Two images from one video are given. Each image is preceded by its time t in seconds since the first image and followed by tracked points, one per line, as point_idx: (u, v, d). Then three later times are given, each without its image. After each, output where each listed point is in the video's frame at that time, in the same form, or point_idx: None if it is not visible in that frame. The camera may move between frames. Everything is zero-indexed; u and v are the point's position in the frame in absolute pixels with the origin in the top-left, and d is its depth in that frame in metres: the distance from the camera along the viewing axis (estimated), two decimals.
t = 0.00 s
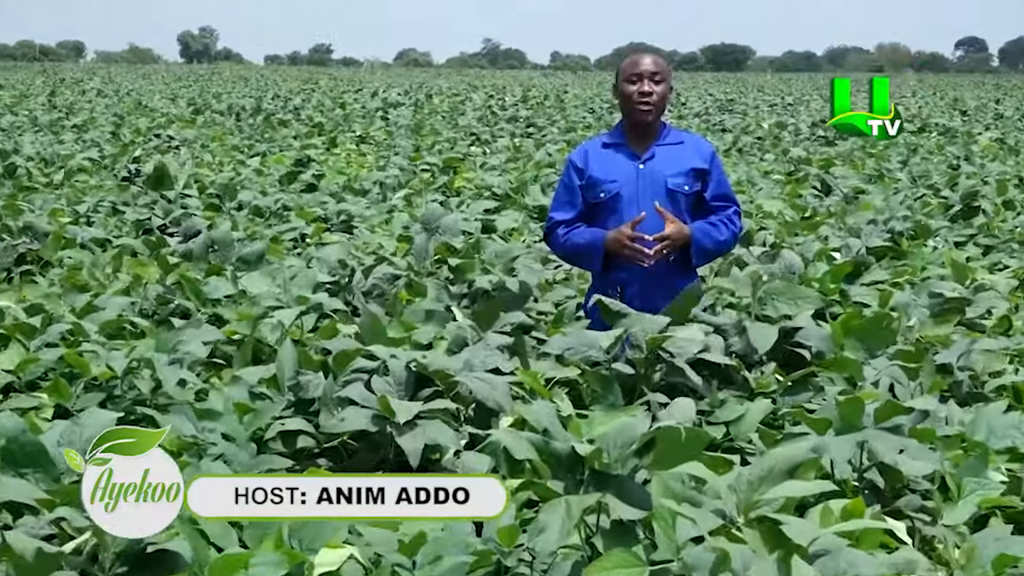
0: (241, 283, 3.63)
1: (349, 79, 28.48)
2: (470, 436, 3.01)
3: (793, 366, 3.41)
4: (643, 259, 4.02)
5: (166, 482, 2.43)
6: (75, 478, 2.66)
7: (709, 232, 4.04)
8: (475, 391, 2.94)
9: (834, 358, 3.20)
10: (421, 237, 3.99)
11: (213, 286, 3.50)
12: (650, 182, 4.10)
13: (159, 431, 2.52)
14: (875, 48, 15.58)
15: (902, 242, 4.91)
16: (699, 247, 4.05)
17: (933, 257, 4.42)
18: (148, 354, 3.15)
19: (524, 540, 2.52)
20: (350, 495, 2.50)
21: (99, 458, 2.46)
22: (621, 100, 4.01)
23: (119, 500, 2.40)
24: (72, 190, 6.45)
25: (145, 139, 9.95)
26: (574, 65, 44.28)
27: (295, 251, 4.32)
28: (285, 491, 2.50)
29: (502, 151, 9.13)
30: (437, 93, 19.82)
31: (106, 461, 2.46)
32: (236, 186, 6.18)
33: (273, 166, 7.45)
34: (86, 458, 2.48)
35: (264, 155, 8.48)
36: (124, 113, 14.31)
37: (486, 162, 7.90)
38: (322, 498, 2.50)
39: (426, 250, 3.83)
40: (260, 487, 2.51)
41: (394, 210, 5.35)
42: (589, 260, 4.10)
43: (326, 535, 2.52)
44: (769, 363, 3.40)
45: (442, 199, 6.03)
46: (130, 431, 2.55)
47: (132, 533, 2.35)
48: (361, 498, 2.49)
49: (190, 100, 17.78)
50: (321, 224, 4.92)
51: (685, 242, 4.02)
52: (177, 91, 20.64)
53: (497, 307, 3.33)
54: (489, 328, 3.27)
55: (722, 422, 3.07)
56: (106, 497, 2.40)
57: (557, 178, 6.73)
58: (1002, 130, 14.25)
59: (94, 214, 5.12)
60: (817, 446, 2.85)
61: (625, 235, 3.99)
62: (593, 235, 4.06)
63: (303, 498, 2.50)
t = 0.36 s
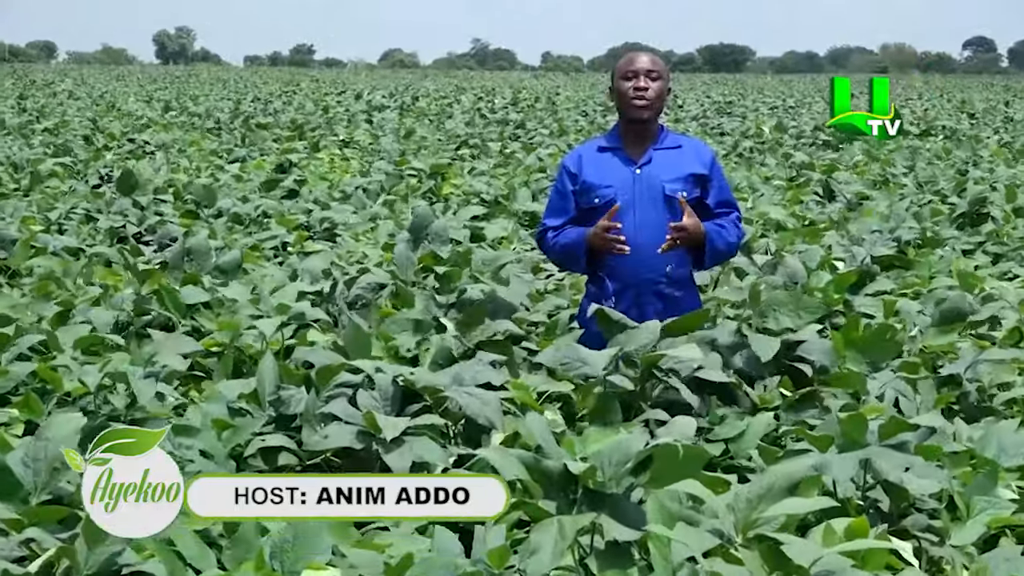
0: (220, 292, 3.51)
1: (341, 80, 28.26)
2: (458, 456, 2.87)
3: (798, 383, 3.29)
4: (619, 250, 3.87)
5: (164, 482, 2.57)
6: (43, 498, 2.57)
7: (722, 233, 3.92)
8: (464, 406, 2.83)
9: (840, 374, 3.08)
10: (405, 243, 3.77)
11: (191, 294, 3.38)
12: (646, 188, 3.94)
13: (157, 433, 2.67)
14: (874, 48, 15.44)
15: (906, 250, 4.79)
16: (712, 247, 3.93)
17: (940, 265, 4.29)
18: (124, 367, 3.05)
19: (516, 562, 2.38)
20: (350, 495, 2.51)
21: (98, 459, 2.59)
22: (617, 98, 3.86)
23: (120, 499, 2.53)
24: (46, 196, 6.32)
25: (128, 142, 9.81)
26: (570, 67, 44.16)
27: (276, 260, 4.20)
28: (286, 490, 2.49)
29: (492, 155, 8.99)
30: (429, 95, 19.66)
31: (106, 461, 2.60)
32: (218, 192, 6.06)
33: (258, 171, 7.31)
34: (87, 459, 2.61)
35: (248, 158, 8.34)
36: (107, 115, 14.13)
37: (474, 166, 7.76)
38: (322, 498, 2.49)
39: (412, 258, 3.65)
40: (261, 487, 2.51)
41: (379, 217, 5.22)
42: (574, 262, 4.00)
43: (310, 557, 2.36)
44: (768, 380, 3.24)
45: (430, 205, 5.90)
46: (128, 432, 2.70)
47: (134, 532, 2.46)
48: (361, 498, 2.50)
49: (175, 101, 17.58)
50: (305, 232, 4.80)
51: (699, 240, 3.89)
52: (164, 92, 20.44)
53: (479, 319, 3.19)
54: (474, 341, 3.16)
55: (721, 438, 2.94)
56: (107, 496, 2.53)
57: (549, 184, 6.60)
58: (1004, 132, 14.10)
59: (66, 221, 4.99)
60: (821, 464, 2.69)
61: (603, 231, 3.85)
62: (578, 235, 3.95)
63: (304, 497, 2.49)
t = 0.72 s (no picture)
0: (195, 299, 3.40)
1: (331, 76, 28.08)
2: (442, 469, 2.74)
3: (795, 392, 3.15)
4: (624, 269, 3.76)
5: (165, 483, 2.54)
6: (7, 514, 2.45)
7: (711, 246, 3.77)
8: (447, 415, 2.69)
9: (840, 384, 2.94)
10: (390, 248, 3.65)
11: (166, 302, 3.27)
12: (643, 189, 3.83)
13: (159, 434, 2.65)
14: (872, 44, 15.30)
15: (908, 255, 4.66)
16: (699, 262, 3.78)
17: (944, 271, 4.17)
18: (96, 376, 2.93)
19: None
20: (350, 495, 2.54)
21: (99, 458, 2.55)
22: (613, 105, 3.77)
23: (120, 499, 2.48)
24: (26, 198, 6.18)
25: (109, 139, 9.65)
26: (565, 65, 43.97)
27: (254, 265, 4.08)
28: (285, 491, 2.51)
29: (481, 155, 8.86)
30: (420, 94, 19.51)
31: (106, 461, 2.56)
32: (197, 195, 5.93)
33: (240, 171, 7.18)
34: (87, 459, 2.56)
35: (229, 158, 8.19)
36: (93, 114, 13.96)
37: (461, 166, 7.62)
38: (322, 498, 2.51)
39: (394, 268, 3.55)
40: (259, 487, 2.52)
41: (360, 221, 5.09)
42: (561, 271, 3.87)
43: None
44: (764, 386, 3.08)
45: (415, 208, 5.77)
46: (128, 432, 2.65)
47: (134, 532, 2.38)
48: (361, 498, 2.54)
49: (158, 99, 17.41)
50: (284, 235, 4.68)
51: (682, 256, 3.76)
52: (149, 89, 20.23)
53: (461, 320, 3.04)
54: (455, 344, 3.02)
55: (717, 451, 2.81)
56: (107, 497, 2.48)
57: (539, 187, 6.47)
58: (1005, 132, 13.96)
59: (36, 223, 4.86)
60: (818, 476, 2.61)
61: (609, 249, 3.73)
62: (577, 245, 3.81)
63: (304, 498, 2.51)
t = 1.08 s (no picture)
0: (174, 313, 3.28)
1: (323, 79, 27.87)
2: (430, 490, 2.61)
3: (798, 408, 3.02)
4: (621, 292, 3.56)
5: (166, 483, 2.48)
6: None
7: (721, 259, 3.57)
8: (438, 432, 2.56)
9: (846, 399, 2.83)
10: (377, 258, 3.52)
11: (142, 318, 3.15)
12: (646, 198, 3.62)
13: (158, 433, 2.58)
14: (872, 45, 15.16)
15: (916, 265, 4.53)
16: (710, 274, 3.58)
17: (953, 281, 4.05)
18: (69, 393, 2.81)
19: None
20: (350, 495, 2.44)
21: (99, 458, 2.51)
22: (615, 110, 3.57)
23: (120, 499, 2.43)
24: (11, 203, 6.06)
25: (92, 144, 9.51)
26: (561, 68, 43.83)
27: (234, 277, 3.95)
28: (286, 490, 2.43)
29: (472, 159, 8.72)
30: (411, 97, 19.34)
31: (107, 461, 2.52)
32: (177, 203, 5.79)
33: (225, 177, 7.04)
34: (87, 460, 2.52)
35: (214, 164, 8.05)
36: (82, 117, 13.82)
37: (451, 172, 7.49)
38: (322, 497, 2.43)
39: (380, 277, 3.40)
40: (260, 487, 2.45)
41: (345, 231, 4.97)
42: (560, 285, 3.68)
43: None
44: (765, 399, 2.99)
45: (403, 217, 5.64)
46: (128, 432, 2.60)
47: (134, 533, 2.31)
48: (361, 498, 2.43)
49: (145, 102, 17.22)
50: (267, 247, 4.55)
51: (691, 270, 3.55)
52: (136, 93, 20.04)
53: (450, 337, 2.91)
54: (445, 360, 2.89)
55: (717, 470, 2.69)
56: (107, 497, 2.44)
57: (531, 195, 6.34)
58: (1007, 135, 13.82)
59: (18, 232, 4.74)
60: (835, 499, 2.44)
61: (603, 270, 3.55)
62: (575, 260, 3.61)
63: (304, 497, 2.43)
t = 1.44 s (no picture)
0: (155, 327, 3.16)
1: (316, 82, 27.73)
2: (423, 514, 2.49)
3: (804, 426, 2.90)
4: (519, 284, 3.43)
5: (167, 482, 2.35)
6: None
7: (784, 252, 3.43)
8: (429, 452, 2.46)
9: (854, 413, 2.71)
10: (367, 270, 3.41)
11: (121, 332, 3.03)
12: (659, 206, 3.40)
13: (158, 432, 2.44)
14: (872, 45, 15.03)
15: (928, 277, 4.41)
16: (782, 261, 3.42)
17: (968, 293, 3.93)
18: (45, 410, 2.70)
19: None
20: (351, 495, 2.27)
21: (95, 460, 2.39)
22: (626, 116, 3.38)
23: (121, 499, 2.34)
24: None
25: (77, 148, 9.37)
26: (558, 70, 43.68)
27: (217, 292, 3.83)
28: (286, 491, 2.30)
29: (464, 165, 8.59)
30: (404, 102, 19.18)
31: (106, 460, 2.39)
32: (159, 212, 5.66)
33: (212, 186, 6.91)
34: (86, 459, 2.41)
35: (199, 171, 7.92)
36: (71, 122, 13.67)
37: (444, 179, 7.37)
38: (322, 498, 2.28)
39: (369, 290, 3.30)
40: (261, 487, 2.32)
41: (334, 242, 4.85)
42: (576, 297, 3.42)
43: None
44: (772, 416, 2.88)
45: (393, 227, 5.52)
46: (129, 430, 2.46)
47: (134, 532, 2.31)
48: (361, 498, 2.26)
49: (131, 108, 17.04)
50: (252, 258, 4.43)
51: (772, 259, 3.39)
52: (124, 98, 19.87)
53: (451, 350, 2.81)
54: (443, 375, 2.77)
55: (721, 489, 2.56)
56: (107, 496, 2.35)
57: (526, 203, 6.22)
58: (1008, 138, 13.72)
59: None
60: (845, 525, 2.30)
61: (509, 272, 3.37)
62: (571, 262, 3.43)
63: (304, 497, 2.29)
